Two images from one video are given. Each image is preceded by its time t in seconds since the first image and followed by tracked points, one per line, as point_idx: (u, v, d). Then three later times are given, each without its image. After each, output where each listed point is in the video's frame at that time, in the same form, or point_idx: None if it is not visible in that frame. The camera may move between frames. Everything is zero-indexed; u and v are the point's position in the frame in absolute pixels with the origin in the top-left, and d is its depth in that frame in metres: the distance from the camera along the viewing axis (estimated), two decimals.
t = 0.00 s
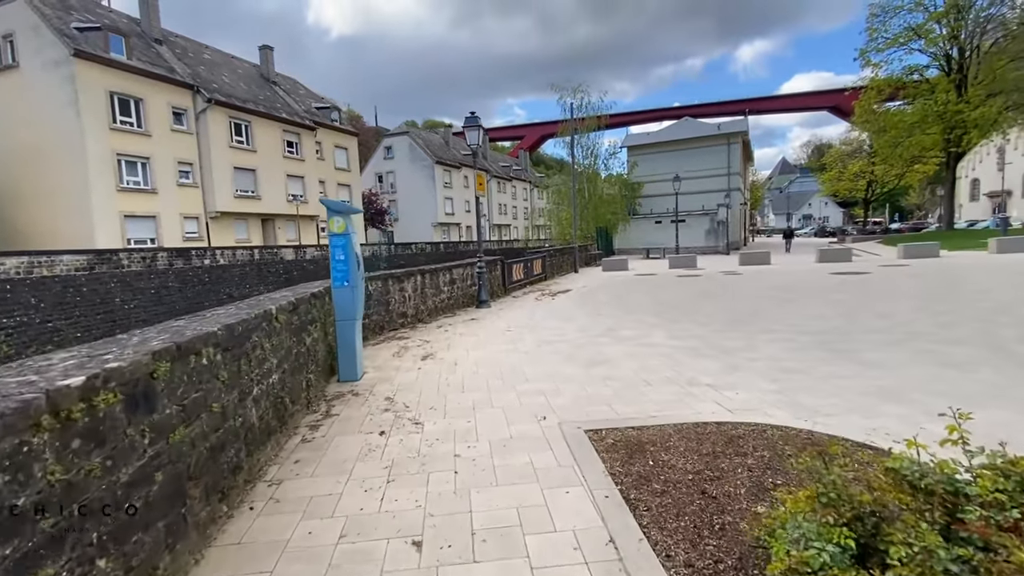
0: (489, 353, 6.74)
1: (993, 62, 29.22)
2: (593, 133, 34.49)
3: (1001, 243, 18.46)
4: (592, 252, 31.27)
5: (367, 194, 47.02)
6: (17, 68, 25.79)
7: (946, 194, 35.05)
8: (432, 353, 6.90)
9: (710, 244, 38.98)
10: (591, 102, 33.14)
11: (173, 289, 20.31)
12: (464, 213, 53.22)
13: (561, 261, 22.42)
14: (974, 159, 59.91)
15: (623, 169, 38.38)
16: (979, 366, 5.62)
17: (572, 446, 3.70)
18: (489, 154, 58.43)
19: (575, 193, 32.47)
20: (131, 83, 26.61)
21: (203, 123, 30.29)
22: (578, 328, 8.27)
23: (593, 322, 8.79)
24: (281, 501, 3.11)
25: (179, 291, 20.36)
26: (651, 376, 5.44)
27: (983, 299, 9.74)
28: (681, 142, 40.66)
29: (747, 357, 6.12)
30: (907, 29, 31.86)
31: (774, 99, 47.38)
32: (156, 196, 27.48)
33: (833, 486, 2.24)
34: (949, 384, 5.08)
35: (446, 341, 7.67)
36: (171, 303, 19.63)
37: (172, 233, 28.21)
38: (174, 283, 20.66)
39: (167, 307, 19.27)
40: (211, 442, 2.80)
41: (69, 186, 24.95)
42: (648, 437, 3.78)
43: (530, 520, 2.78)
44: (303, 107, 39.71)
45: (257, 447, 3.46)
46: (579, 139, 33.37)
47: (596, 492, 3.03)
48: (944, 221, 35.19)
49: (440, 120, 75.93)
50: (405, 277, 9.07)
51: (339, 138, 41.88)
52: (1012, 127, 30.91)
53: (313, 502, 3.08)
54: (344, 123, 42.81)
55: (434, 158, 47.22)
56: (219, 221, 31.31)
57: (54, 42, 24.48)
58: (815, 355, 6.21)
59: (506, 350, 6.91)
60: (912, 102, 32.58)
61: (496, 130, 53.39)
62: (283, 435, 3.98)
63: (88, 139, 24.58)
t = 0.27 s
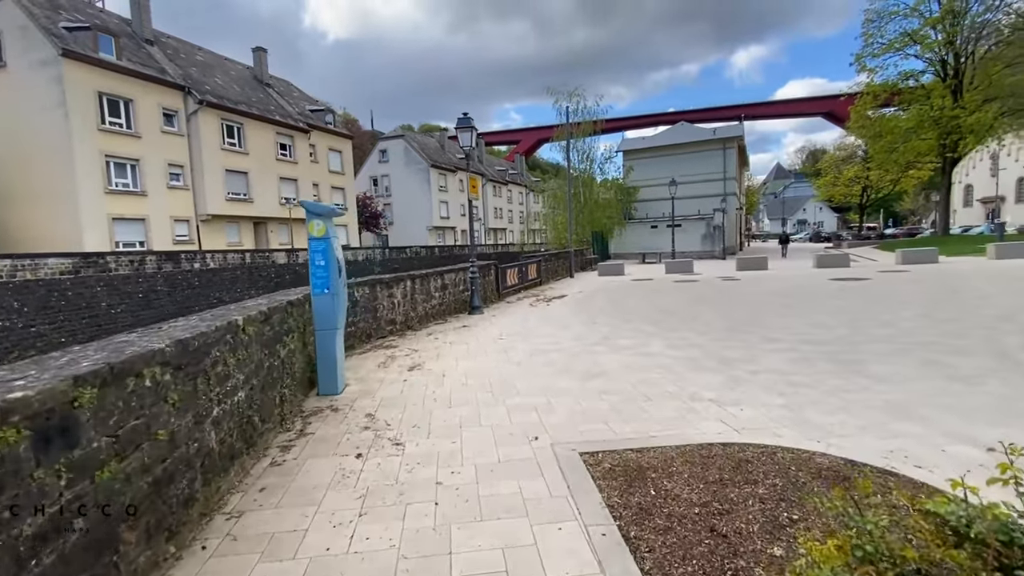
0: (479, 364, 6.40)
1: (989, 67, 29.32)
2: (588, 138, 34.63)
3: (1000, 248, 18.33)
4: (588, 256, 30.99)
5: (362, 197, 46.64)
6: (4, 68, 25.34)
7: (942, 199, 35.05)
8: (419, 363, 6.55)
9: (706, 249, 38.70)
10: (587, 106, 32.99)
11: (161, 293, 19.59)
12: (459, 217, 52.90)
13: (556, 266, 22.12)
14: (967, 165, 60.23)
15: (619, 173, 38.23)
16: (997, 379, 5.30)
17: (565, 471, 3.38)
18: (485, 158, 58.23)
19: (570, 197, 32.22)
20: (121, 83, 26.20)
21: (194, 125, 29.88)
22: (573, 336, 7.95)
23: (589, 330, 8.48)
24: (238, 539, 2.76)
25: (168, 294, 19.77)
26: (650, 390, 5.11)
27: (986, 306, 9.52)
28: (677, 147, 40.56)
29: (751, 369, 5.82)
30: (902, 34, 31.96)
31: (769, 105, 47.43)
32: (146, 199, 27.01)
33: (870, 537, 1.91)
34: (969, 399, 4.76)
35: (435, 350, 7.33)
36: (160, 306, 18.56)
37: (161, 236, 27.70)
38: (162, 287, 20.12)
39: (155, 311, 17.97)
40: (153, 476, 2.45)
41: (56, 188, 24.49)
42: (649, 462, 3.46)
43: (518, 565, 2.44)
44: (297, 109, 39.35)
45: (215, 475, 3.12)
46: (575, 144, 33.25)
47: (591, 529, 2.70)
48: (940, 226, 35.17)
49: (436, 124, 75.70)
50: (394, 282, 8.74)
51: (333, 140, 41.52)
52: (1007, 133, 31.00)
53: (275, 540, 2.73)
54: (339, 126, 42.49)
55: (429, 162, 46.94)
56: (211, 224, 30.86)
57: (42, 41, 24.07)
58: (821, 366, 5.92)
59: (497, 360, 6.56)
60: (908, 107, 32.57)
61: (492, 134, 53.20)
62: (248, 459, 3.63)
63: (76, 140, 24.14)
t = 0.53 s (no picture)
0: (471, 374, 6.09)
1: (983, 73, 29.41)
2: (583, 142, 34.46)
3: (996, 253, 18.27)
4: (583, 261, 30.74)
5: (355, 200, 46.24)
6: None
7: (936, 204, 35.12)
8: (407, 373, 6.24)
9: (701, 253, 38.45)
10: (582, 110, 32.86)
11: (149, 297, 19.28)
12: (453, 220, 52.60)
13: (550, 270, 21.87)
14: (957, 170, 60.73)
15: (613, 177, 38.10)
16: (1013, 391, 5.06)
17: (562, 499, 3.08)
18: (479, 161, 58.02)
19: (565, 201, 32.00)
20: (109, 83, 25.70)
21: (184, 126, 29.42)
22: (569, 344, 7.67)
23: (585, 337, 8.20)
24: None
25: (156, 300, 19.26)
26: (651, 403, 4.83)
27: (989, 312, 9.34)
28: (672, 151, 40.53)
29: (756, 381, 5.55)
30: (896, 40, 32.12)
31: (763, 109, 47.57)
32: (133, 201, 26.51)
33: None
34: (989, 413, 4.51)
35: (425, 358, 7.02)
36: (147, 312, 18.72)
37: (150, 239, 27.19)
38: (150, 292, 19.54)
39: (142, 315, 18.45)
40: (91, 515, 2.15)
41: (40, 189, 23.96)
42: (653, 487, 3.17)
43: None
44: (289, 111, 38.92)
45: (172, 506, 2.81)
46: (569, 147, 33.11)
47: (591, 570, 2.40)
48: (934, 231, 35.23)
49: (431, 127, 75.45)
50: (383, 287, 8.43)
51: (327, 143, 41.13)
52: (1000, 138, 31.09)
53: None
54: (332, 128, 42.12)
55: (423, 165, 46.66)
56: (200, 227, 30.36)
57: (27, 40, 23.58)
58: (828, 377, 5.68)
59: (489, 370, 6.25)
60: (902, 113, 32.56)
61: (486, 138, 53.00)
62: (214, 485, 3.31)
63: (62, 141, 23.63)
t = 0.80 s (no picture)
0: (462, 383, 5.77)
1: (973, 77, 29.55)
2: (577, 145, 34.26)
3: (990, 256, 18.23)
4: (576, 264, 30.47)
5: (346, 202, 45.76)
6: None
7: (928, 208, 35.23)
8: (395, 382, 5.91)
9: (696, 256, 38.02)
10: (575, 112, 32.67)
11: (134, 301, 18.73)
12: (446, 223, 52.24)
13: (544, 273, 21.57)
14: (946, 175, 61.32)
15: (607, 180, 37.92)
16: None
17: (564, 527, 2.77)
18: (472, 164, 57.74)
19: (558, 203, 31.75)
20: (94, 82, 25.13)
21: (172, 126, 28.89)
22: (564, 350, 7.37)
23: (581, 342, 7.90)
24: None
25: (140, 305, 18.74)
26: (654, 415, 4.54)
27: (991, 317, 9.17)
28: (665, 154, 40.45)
29: (762, 390, 5.28)
30: (887, 44, 32.21)
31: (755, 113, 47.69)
32: (119, 202, 25.93)
33: None
34: (1010, 423, 4.27)
35: (415, 366, 6.68)
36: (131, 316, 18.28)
37: (136, 241, 26.61)
38: (135, 295, 18.99)
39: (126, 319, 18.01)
40: (11, 562, 1.83)
41: (21, 189, 23.30)
42: (664, 514, 2.88)
43: None
44: (280, 112, 38.44)
45: (123, 540, 2.48)
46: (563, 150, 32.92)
47: None
48: (926, 234, 35.35)
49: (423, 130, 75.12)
50: (372, 291, 8.10)
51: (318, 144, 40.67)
52: (991, 142, 31.23)
53: None
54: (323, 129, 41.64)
55: (415, 167, 46.31)
56: (188, 228, 29.78)
57: (10, 37, 23.00)
58: (837, 386, 5.42)
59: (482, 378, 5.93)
60: (894, 117, 32.62)
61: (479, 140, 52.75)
62: (177, 513, 2.98)
63: (45, 141, 23.03)
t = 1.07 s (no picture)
0: (454, 395, 5.46)
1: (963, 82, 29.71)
2: (569, 148, 34.07)
3: (984, 260, 18.20)
4: (569, 267, 30.21)
5: (337, 204, 45.28)
6: None
7: (918, 211, 35.41)
8: (382, 395, 5.58)
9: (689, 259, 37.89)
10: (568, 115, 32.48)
11: (117, 304, 18.13)
12: (438, 226, 51.85)
13: (537, 276, 21.29)
14: (935, 179, 61.84)
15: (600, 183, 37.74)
16: None
17: (564, 568, 2.48)
18: (464, 166, 57.45)
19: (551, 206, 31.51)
20: (78, 81, 24.57)
21: (158, 126, 28.35)
22: (560, 359, 7.08)
23: (577, 351, 7.62)
24: None
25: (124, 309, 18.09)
26: (656, 432, 4.26)
27: (993, 322, 9.02)
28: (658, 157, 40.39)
29: (769, 403, 5.04)
30: (878, 49, 32.34)
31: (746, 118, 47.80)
32: (102, 203, 25.34)
33: None
34: None
35: (405, 376, 6.37)
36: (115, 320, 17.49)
37: (120, 243, 26.02)
38: (118, 298, 18.39)
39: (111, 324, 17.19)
40: None
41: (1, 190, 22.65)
42: (676, 552, 2.58)
43: None
44: (269, 112, 37.93)
45: None
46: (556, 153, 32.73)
47: None
48: (916, 238, 35.50)
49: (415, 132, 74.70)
50: (359, 296, 7.79)
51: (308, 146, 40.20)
52: (981, 147, 31.40)
53: None
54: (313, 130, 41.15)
55: (407, 169, 45.94)
56: (174, 231, 29.20)
57: None
58: (846, 398, 5.18)
59: (473, 390, 5.62)
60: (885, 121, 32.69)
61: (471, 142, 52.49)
62: (128, 554, 2.65)
63: (26, 141, 22.41)
